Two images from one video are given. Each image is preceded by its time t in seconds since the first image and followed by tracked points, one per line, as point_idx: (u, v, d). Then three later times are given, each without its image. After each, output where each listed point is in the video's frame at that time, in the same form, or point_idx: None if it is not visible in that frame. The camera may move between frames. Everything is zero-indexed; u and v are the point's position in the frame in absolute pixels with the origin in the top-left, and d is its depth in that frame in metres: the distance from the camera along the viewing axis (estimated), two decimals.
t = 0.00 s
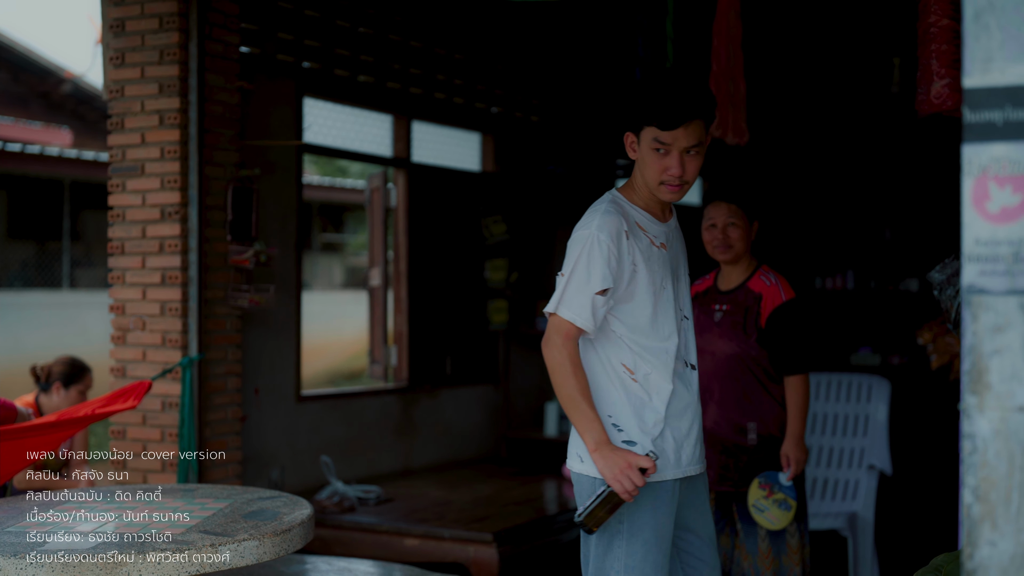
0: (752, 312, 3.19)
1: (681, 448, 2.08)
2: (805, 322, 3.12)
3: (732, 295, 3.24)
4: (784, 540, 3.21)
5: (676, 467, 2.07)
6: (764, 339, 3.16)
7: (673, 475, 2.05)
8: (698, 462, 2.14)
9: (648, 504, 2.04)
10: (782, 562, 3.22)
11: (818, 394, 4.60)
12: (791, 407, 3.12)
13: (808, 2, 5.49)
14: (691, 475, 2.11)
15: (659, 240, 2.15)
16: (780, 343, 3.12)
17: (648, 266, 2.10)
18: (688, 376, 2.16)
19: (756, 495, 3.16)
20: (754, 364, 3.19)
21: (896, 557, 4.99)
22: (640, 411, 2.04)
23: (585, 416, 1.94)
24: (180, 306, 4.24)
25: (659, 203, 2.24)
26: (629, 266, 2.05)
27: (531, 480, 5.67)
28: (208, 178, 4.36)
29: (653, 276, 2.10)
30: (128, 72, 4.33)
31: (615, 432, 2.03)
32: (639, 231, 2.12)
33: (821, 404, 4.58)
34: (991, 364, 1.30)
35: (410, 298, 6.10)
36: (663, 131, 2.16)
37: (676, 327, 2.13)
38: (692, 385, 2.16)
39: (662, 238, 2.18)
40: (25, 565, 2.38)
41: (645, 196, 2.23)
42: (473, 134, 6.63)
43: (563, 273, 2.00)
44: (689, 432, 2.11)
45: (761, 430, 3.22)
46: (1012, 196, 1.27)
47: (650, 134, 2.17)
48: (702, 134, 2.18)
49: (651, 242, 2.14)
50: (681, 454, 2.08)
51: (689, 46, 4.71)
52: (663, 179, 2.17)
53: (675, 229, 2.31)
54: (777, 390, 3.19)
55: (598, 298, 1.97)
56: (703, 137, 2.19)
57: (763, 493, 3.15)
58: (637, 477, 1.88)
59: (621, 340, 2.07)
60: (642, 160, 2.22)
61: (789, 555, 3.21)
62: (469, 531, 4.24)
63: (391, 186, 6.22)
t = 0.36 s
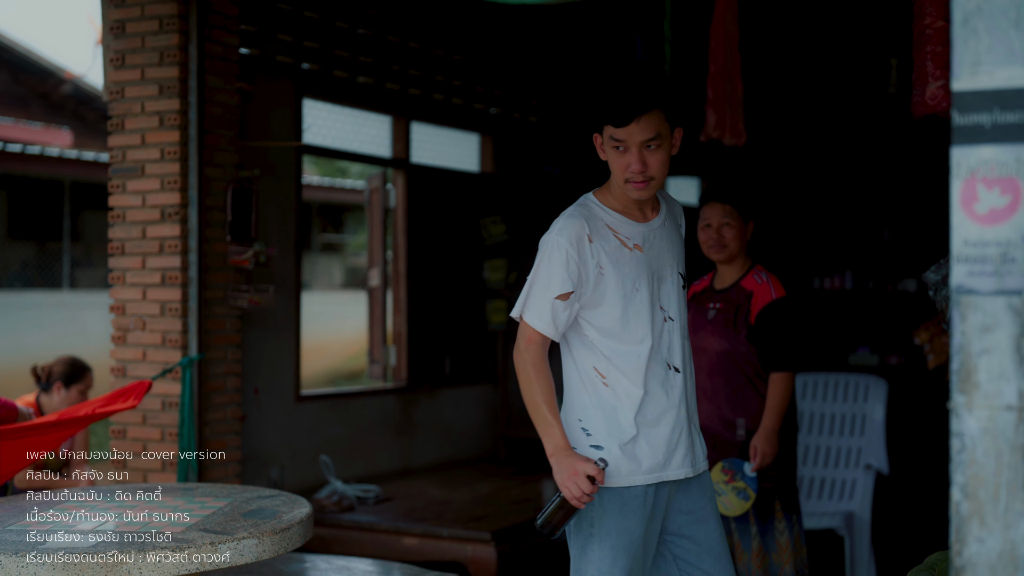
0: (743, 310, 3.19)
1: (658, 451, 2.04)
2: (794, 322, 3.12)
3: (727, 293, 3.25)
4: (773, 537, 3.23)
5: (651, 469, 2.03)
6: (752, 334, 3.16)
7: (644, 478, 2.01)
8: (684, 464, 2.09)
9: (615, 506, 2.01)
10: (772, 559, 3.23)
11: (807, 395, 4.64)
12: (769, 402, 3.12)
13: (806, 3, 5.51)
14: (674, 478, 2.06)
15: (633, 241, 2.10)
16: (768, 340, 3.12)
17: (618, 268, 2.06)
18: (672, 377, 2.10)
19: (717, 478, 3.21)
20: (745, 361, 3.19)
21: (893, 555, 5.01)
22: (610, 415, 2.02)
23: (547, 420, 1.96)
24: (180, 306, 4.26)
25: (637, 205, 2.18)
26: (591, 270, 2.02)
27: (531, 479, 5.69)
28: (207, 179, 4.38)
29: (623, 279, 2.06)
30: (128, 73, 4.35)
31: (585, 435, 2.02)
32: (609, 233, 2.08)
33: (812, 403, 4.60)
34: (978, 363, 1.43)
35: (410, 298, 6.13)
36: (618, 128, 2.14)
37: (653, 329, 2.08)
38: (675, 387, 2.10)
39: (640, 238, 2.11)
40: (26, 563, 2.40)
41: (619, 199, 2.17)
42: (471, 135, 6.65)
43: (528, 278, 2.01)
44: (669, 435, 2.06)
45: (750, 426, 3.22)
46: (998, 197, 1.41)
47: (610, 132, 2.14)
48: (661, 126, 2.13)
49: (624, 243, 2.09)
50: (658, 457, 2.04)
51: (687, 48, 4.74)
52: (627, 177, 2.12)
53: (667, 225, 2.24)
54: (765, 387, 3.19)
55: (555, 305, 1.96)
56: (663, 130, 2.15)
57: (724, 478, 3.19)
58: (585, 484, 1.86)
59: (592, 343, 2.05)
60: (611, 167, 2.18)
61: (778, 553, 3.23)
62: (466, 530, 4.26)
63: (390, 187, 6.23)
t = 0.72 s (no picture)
0: (735, 309, 3.21)
1: (637, 458, 1.98)
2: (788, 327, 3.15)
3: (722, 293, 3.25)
4: (765, 535, 3.24)
5: (630, 476, 1.97)
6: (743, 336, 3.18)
7: (619, 485, 1.96)
8: (670, 470, 2.00)
9: (591, 511, 1.98)
10: (765, 558, 3.24)
11: (811, 397, 4.69)
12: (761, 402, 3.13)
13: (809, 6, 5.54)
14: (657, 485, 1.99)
15: (618, 245, 2.02)
16: (758, 345, 3.14)
17: (598, 274, 2.00)
18: (659, 383, 2.01)
19: (715, 481, 3.17)
20: (736, 361, 3.20)
21: (895, 555, 5.03)
22: (588, 422, 1.98)
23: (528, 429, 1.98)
24: (186, 306, 4.28)
25: (625, 208, 2.08)
26: (568, 276, 1.99)
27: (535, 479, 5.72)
28: (213, 181, 4.41)
29: (603, 285, 1.99)
30: (135, 76, 4.38)
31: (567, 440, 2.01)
32: (590, 238, 2.02)
33: (815, 404, 4.65)
34: (971, 363, 1.55)
35: (415, 299, 6.16)
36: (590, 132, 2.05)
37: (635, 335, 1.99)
38: (661, 394, 2.00)
39: (626, 242, 2.03)
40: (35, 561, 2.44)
41: (604, 203, 2.08)
42: (477, 136, 6.65)
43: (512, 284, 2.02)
44: (650, 442, 1.98)
45: (741, 425, 3.22)
46: (989, 201, 1.53)
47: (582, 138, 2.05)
48: (633, 126, 2.03)
49: (607, 248, 2.02)
50: (637, 464, 1.97)
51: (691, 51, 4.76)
52: (605, 181, 2.04)
53: (666, 226, 2.13)
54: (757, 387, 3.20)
55: (530, 309, 1.97)
56: (638, 129, 2.05)
57: (721, 481, 3.16)
58: (545, 492, 1.84)
59: (575, 349, 2.02)
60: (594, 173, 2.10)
61: (771, 551, 3.24)
62: (470, 530, 4.28)
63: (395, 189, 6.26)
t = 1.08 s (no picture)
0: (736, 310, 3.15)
1: (618, 463, 1.94)
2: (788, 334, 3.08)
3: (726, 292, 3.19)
4: (759, 530, 3.15)
5: (611, 480, 1.95)
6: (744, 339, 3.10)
7: (600, 488, 1.95)
8: (655, 476, 1.94)
9: (575, 513, 1.99)
10: (756, 554, 3.16)
11: (827, 397, 4.69)
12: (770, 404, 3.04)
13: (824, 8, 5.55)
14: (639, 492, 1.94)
15: (614, 246, 1.97)
16: (758, 343, 3.06)
17: (593, 275, 1.97)
18: (651, 389, 1.94)
19: (737, 490, 3.14)
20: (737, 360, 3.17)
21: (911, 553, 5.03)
22: (579, 422, 1.97)
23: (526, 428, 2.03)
24: (205, 306, 4.32)
25: (626, 209, 2.01)
26: (562, 276, 1.99)
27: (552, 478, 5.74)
28: (232, 182, 4.45)
29: (597, 286, 1.96)
30: (154, 78, 4.43)
31: (563, 440, 2.02)
32: (585, 238, 1.99)
33: (830, 405, 4.67)
34: (974, 363, 1.58)
35: (432, 299, 6.20)
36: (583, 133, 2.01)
37: (627, 339, 1.94)
38: (650, 401, 1.93)
39: (623, 243, 1.97)
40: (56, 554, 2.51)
41: (605, 204, 2.02)
42: (492, 137, 6.69)
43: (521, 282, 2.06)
44: (635, 448, 1.93)
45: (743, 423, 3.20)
46: (990, 203, 1.56)
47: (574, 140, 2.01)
48: (621, 123, 1.98)
49: (604, 250, 1.97)
50: (620, 468, 1.94)
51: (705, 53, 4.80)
52: (598, 181, 2.00)
53: (678, 225, 2.04)
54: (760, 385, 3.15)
55: (526, 306, 2.01)
56: (629, 126, 1.99)
57: (745, 488, 3.13)
58: (521, 494, 1.92)
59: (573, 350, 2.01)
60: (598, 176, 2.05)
61: (762, 548, 3.15)
62: (486, 529, 4.29)
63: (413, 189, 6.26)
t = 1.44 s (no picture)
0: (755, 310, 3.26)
1: (610, 467, 1.92)
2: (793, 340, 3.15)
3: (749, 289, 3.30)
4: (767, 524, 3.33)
5: (604, 483, 1.92)
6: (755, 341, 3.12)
7: (592, 493, 1.93)
8: (643, 485, 1.89)
9: (574, 516, 1.98)
10: (737, 541, 3.39)
11: (855, 396, 4.70)
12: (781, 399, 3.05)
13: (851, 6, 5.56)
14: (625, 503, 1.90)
15: (621, 245, 1.95)
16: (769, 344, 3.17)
17: (598, 275, 1.96)
18: (647, 396, 1.89)
19: (746, 485, 3.27)
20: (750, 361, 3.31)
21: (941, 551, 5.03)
22: (580, 424, 1.96)
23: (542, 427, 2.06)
24: (236, 305, 4.37)
25: (642, 208, 1.99)
26: (572, 274, 2.00)
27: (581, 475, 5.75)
28: (263, 182, 4.50)
29: (600, 287, 1.95)
30: (185, 79, 4.48)
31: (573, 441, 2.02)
32: (596, 236, 1.98)
33: (858, 404, 4.68)
34: (987, 358, 1.61)
35: (461, 298, 6.24)
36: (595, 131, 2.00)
37: (625, 343, 1.91)
38: (644, 409, 1.89)
39: (630, 243, 1.95)
40: (90, 546, 2.60)
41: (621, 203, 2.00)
42: (522, 137, 6.72)
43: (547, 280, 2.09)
44: (625, 456, 1.90)
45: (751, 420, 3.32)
46: (1004, 200, 1.58)
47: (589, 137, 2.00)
48: (632, 120, 1.95)
49: (612, 249, 1.95)
50: (609, 476, 1.92)
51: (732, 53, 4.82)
52: (610, 179, 1.98)
53: (698, 229, 1.97)
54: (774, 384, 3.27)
55: (543, 302, 2.06)
56: (641, 122, 1.96)
57: (754, 483, 3.24)
58: (520, 495, 1.94)
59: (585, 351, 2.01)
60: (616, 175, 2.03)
61: (742, 538, 3.37)
62: (514, 526, 4.30)
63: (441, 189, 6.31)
